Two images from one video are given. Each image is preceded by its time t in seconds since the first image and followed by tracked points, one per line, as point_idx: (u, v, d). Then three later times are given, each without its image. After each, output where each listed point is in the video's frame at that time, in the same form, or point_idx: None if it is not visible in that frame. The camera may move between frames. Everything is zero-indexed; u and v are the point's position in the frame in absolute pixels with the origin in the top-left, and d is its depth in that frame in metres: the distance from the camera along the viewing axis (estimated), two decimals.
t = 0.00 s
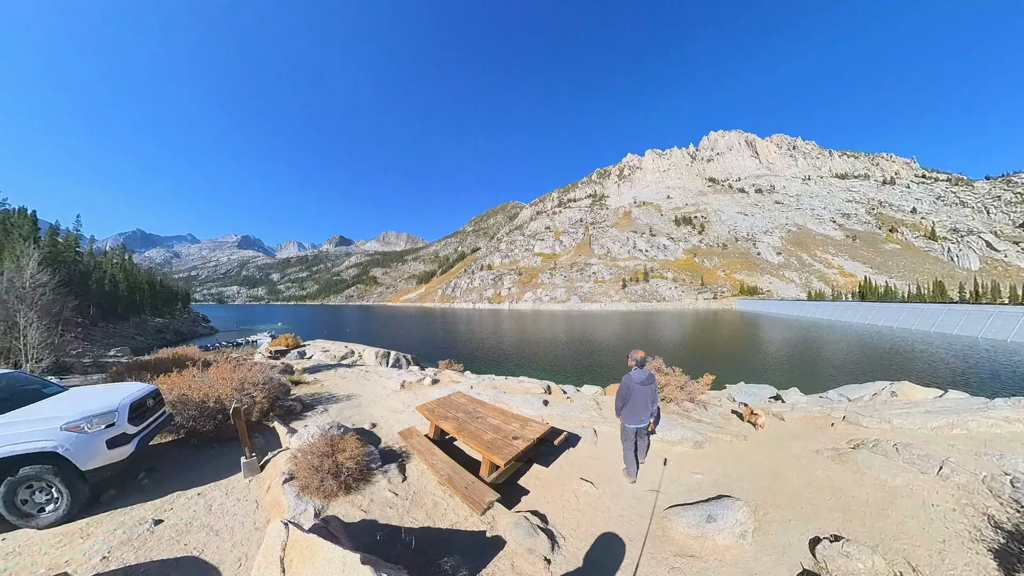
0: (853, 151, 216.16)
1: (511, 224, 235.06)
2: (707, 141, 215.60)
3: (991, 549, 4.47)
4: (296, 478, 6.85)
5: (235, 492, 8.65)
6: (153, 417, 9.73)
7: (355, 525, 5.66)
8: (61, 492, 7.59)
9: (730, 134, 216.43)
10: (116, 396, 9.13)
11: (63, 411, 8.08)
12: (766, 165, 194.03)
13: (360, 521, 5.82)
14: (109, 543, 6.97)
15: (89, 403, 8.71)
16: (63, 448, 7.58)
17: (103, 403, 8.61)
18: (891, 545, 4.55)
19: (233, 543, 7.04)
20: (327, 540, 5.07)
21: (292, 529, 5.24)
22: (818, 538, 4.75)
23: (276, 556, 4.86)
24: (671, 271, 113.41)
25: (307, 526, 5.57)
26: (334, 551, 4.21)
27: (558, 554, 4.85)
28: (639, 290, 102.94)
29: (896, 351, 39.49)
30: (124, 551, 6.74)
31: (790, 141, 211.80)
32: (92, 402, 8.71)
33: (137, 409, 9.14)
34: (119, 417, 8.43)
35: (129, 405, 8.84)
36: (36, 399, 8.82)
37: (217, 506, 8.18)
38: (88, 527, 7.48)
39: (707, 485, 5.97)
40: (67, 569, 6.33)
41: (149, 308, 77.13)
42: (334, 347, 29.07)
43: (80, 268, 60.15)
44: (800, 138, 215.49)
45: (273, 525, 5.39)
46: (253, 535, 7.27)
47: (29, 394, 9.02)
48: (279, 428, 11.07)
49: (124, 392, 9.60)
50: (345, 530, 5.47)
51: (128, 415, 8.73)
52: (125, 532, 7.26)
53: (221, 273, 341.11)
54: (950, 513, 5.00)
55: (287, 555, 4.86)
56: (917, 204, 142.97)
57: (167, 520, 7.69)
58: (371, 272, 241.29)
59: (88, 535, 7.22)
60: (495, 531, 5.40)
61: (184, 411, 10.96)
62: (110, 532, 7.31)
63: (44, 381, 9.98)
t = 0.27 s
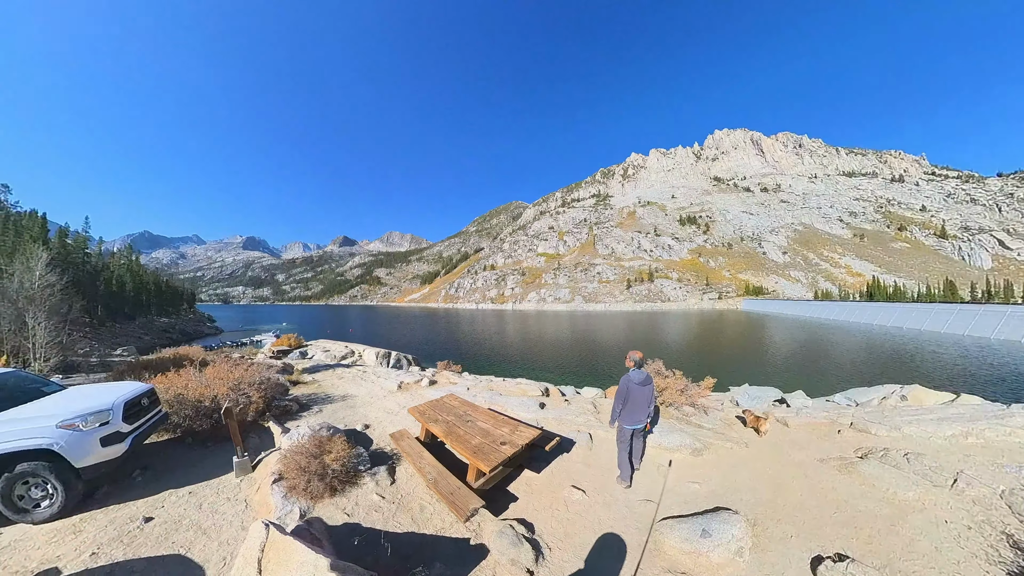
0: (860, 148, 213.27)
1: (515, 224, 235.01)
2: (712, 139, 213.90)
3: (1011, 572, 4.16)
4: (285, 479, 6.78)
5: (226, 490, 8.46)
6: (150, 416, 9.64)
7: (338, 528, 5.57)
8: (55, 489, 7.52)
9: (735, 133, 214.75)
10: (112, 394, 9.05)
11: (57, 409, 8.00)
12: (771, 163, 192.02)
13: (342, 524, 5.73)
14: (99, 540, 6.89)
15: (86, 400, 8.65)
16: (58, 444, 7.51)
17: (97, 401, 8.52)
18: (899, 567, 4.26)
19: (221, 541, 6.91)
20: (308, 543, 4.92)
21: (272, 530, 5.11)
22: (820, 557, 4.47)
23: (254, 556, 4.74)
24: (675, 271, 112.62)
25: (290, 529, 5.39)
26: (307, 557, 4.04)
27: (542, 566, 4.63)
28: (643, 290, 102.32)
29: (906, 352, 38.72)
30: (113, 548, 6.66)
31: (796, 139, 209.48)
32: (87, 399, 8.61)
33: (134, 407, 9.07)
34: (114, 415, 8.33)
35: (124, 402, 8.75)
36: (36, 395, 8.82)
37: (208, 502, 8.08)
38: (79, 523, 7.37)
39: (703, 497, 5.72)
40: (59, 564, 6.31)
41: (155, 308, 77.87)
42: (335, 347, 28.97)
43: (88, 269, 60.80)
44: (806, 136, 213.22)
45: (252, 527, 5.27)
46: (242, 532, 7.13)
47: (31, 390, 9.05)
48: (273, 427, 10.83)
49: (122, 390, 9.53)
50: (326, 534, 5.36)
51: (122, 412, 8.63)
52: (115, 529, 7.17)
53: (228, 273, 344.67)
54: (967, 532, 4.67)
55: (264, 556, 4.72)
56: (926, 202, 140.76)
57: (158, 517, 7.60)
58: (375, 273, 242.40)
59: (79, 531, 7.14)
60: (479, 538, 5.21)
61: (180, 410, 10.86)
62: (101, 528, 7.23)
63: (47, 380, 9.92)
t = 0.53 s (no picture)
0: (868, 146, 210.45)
1: (518, 224, 234.83)
2: (717, 138, 212.16)
3: None
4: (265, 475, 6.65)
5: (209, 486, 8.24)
6: (140, 411, 9.44)
7: (310, 528, 5.44)
8: (42, 480, 7.41)
9: (740, 131, 213.02)
10: (102, 387, 8.91)
11: (45, 402, 7.87)
12: (777, 161, 189.97)
13: (316, 523, 5.62)
14: (81, 531, 6.74)
15: (76, 393, 8.53)
16: (46, 437, 7.37)
17: (86, 394, 8.36)
18: None
19: (199, 535, 6.69)
20: (276, 542, 4.75)
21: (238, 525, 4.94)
22: None
23: (217, 553, 4.58)
24: (679, 271, 111.70)
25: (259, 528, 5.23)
26: (266, 557, 3.84)
27: None
28: (647, 290, 101.55)
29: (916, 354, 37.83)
30: (92, 539, 6.51)
31: (803, 137, 207.10)
32: (76, 392, 8.44)
33: (124, 402, 8.92)
34: (103, 408, 8.19)
35: (113, 397, 8.59)
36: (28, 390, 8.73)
37: (193, 495, 7.89)
38: (63, 515, 7.23)
39: (695, 508, 5.39)
40: (40, 554, 6.20)
41: (162, 308, 78.55)
42: (335, 347, 28.81)
43: (96, 269, 61.39)
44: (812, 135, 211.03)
45: (220, 524, 5.12)
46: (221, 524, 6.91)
47: (22, 383, 8.95)
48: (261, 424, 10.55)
49: (113, 384, 9.38)
50: (298, 533, 5.22)
51: (111, 407, 8.45)
52: (97, 521, 7.03)
53: (234, 274, 347.72)
54: (984, 554, 4.27)
55: (228, 551, 4.57)
56: (935, 200, 138.58)
57: (141, 510, 7.41)
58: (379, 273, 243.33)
59: (62, 523, 6.99)
60: (451, 543, 4.93)
61: (171, 406, 10.62)
62: (84, 520, 7.09)
63: (41, 375, 9.82)
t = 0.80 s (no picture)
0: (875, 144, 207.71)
1: (521, 224, 234.45)
2: (721, 137, 210.35)
3: None
4: (241, 482, 6.39)
5: (188, 488, 7.98)
6: (125, 413, 9.14)
7: (281, 538, 5.18)
8: (23, 482, 7.18)
9: (745, 130, 211.21)
10: (85, 388, 8.62)
11: (25, 404, 7.59)
12: (782, 160, 187.94)
13: (288, 533, 5.38)
14: (56, 536, 6.49)
15: (58, 394, 8.26)
16: (26, 440, 7.12)
17: (67, 396, 8.08)
18: None
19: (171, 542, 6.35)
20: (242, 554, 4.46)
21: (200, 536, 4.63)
22: None
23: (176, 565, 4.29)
24: (683, 271, 110.75)
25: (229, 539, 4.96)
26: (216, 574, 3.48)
27: None
28: (651, 290, 100.77)
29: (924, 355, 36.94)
30: (66, 544, 6.24)
31: (808, 135, 204.77)
32: (58, 394, 8.18)
33: (108, 404, 8.63)
34: (85, 411, 7.91)
35: (97, 399, 8.32)
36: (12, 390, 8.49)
37: (171, 501, 7.57)
38: (41, 518, 6.99)
39: (691, 531, 4.89)
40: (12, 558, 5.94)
41: (168, 308, 79.17)
42: (334, 347, 28.58)
43: (102, 270, 61.86)
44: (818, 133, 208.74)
45: (184, 534, 4.84)
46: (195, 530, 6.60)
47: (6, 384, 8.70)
48: (248, 427, 10.27)
49: (98, 385, 9.10)
50: (268, 544, 4.94)
51: (94, 409, 8.18)
52: (73, 525, 6.75)
53: (240, 274, 350.58)
54: None
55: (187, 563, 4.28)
56: (944, 198, 136.50)
57: (117, 515, 7.12)
58: (383, 273, 244.14)
59: (39, 526, 6.75)
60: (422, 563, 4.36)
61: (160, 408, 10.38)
62: (60, 524, 6.82)
63: (28, 376, 9.60)
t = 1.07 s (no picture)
0: (883, 141, 204.44)
1: (525, 224, 233.99)
2: (726, 135, 208.26)
3: None
4: (218, 495, 6.09)
5: (169, 498, 7.68)
6: (108, 419, 8.80)
7: (254, 557, 4.89)
8: None
9: (750, 128, 209.18)
10: (68, 394, 8.29)
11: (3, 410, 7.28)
12: (789, 158, 185.60)
13: (261, 552, 5.07)
14: (28, 546, 6.15)
15: (37, 399, 7.93)
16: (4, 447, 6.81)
17: (49, 401, 7.78)
18: None
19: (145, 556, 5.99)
20: None
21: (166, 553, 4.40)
22: None
23: None
24: (688, 271, 109.59)
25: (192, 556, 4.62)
26: None
27: None
28: (655, 290, 99.84)
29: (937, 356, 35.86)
30: (38, 556, 5.91)
31: (815, 132, 202.00)
32: (39, 399, 7.89)
33: (90, 410, 8.29)
34: (66, 417, 7.59)
35: (81, 404, 8.02)
36: None
37: (151, 511, 7.22)
38: (17, 528, 6.67)
39: (698, 563, 4.42)
40: None
41: (174, 309, 79.63)
42: (335, 348, 28.36)
43: (108, 270, 62.14)
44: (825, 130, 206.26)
45: (150, 552, 4.58)
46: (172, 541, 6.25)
47: None
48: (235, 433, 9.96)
49: (81, 390, 8.76)
50: (238, 566, 4.62)
51: (77, 414, 7.88)
52: (48, 535, 6.42)
53: (245, 275, 353.56)
54: None
55: None
56: (953, 196, 134.19)
57: (95, 525, 6.79)
58: (387, 274, 244.79)
59: (11, 537, 6.38)
60: None
61: (148, 411, 10.12)
62: (36, 533, 6.50)
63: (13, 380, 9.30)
